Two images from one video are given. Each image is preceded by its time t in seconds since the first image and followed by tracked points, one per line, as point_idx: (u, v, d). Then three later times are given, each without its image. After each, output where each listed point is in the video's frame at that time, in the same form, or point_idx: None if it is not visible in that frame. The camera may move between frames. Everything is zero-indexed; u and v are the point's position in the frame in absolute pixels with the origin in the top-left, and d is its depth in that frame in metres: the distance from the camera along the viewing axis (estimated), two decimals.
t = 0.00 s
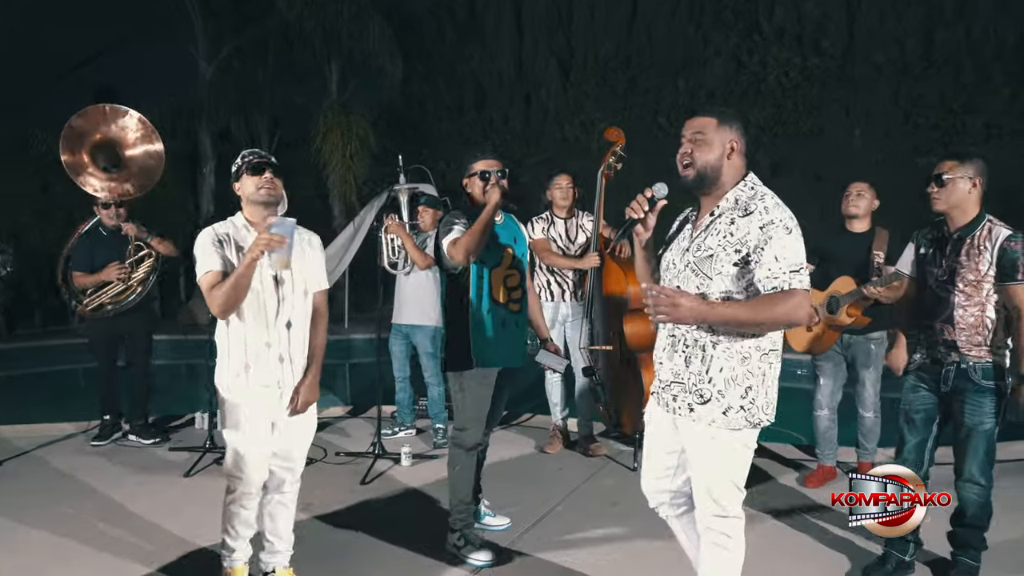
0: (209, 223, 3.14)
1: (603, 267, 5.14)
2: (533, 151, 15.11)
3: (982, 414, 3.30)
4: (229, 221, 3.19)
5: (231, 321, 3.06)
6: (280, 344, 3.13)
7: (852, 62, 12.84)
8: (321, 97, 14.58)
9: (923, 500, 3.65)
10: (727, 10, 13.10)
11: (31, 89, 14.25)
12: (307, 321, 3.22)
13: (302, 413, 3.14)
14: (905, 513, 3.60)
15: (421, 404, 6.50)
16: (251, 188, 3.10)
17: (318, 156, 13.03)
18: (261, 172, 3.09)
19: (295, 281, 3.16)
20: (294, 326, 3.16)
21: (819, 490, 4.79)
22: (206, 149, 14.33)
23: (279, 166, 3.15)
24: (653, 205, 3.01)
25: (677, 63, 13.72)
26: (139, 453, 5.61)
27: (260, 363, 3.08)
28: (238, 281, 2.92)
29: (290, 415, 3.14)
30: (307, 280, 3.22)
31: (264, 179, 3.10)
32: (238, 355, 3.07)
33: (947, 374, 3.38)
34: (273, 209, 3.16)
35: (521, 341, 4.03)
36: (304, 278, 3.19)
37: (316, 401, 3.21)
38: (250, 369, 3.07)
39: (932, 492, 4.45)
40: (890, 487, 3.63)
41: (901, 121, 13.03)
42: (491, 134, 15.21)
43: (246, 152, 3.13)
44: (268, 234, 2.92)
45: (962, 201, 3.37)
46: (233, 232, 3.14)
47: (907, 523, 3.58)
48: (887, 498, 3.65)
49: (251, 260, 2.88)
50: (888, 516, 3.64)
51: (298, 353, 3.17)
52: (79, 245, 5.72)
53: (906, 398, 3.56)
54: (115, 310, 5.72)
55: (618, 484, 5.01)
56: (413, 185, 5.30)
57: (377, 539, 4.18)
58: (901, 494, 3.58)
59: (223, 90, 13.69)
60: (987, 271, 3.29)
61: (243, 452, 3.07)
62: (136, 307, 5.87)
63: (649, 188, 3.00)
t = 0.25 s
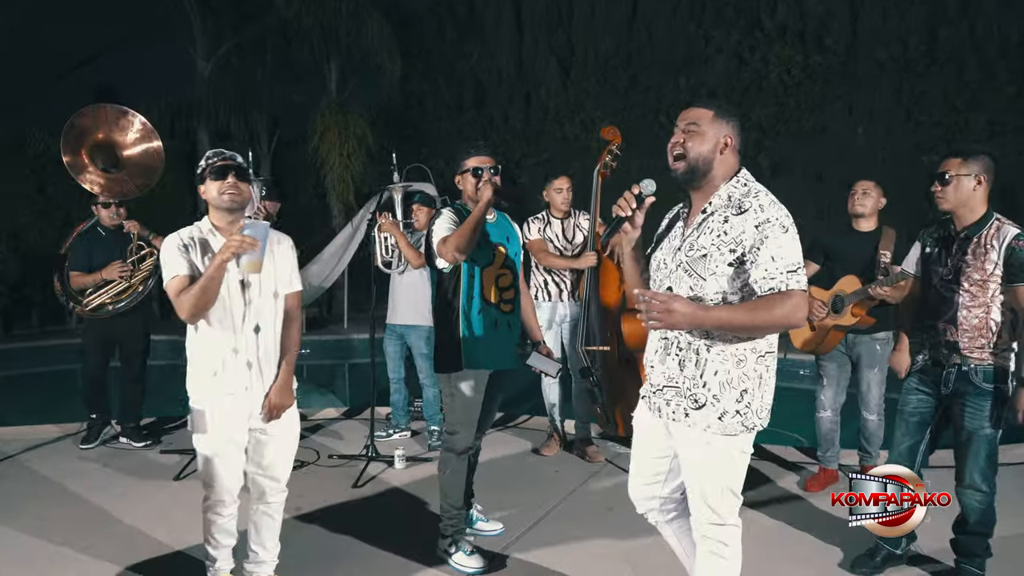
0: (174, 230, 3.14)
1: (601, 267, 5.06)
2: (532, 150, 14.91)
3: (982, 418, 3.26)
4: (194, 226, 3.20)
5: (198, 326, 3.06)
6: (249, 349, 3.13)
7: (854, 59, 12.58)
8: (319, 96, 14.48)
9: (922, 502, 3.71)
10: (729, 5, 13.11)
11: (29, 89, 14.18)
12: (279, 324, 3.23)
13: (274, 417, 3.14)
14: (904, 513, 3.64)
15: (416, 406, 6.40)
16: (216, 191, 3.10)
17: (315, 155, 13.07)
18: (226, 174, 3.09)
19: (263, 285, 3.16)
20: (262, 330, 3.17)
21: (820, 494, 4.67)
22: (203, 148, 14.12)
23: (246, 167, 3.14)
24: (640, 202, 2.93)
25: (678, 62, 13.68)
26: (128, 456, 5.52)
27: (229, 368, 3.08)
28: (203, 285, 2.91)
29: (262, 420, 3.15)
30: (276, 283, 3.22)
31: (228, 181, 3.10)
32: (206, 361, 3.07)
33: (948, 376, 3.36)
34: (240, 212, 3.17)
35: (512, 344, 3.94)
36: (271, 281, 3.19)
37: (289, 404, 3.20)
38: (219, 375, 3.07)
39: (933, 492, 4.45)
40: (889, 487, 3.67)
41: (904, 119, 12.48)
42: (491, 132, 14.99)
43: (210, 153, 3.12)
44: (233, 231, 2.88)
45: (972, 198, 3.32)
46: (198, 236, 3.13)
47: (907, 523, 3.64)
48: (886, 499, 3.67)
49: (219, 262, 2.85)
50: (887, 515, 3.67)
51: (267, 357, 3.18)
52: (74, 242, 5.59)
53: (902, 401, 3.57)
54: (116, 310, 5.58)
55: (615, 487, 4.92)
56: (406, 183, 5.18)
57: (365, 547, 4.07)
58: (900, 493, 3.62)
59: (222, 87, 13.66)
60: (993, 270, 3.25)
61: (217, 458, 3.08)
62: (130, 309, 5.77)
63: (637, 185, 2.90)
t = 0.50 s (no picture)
0: (147, 226, 3.27)
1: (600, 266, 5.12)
2: (536, 149, 15.12)
3: (972, 420, 3.28)
4: (166, 223, 3.33)
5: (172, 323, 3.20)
6: (222, 346, 3.25)
7: (860, 56, 12.47)
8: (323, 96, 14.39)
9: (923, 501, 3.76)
10: (734, 3, 12.65)
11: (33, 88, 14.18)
12: (253, 319, 3.37)
13: (251, 413, 3.26)
14: (904, 513, 3.69)
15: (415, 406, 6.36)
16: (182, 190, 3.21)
17: (318, 154, 13.12)
18: (192, 171, 3.18)
19: (236, 281, 3.29)
20: (236, 326, 3.30)
21: (821, 496, 4.62)
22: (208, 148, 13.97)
23: (213, 161, 3.24)
24: (629, 199, 2.87)
25: (682, 60, 13.56)
26: (123, 458, 5.47)
27: (203, 365, 3.19)
28: (172, 280, 3.04)
29: (239, 417, 3.26)
30: (250, 279, 3.35)
31: (196, 178, 3.19)
32: (182, 358, 3.19)
33: (937, 376, 3.44)
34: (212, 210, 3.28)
35: (505, 344, 3.89)
36: (244, 277, 3.32)
37: (266, 400, 3.32)
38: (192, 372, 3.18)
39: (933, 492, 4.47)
40: (889, 487, 3.71)
41: (909, 116, 13.18)
42: (494, 131, 15.17)
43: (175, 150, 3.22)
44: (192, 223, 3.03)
45: (966, 194, 3.40)
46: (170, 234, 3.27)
47: (906, 523, 3.68)
48: (886, 499, 3.75)
49: (184, 254, 3.00)
50: (887, 515, 3.72)
51: (242, 352, 3.31)
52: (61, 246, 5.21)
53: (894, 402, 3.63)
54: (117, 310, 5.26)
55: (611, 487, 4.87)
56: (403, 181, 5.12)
57: (356, 548, 4.01)
58: (901, 494, 3.67)
59: (226, 88, 13.79)
60: (979, 266, 3.31)
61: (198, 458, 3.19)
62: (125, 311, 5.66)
63: (626, 182, 2.86)
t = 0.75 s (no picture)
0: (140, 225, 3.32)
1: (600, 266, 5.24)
2: (544, 148, 14.70)
3: (948, 415, 3.34)
4: (158, 222, 3.38)
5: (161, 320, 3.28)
6: (210, 342, 3.30)
7: (868, 55, 12.31)
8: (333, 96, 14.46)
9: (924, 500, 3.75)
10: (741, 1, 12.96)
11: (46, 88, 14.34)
12: (243, 316, 3.41)
13: (239, 409, 3.30)
14: (904, 513, 3.67)
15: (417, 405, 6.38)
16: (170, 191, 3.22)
17: (325, 154, 13.20)
18: (179, 172, 3.19)
19: (225, 279, 3.33)
20: (224, 324, 3.35)
21: (821, 496, 4.61)
22: (217, 148, 13.83)
23: (199, 160, 3.24)
24: (617, 196, 2.89)
25: (689, 59, 13.51)
26: (125, 456, 5.52)
27: (191, 361, 3.26)
28: (158, 278, 3.10)
29: (228, 413, 3.33)
30: (240, 277, 3.39)
31: (185, 179, 3.19)
32: (171, 355, 3.26)
33: (912, 374, 3.54)
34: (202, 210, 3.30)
35: (502, 343, 3.91)
36: (233, 275, 3.36)
37: (255, 395, 3.37)
38: (180, 368, 3.25)
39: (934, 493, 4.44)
40: (889, 487, 3.66)
41: (920, 116, 12.02)
42: (503, 132, 14.98)
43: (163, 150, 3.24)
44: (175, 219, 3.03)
45: (942, 193, 3.46)
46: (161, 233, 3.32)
47: (906, 522, 3.66)
48: (886, 499, 3.68)
49: (168, 254, 3.03)
50: (887, 515, 3.67)
51: (230, 349, 3.35)
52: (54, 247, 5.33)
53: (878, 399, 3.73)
54: (111, 309, 5.41)
55: (610, 485, 4.86)
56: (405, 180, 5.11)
57: (356, 542, 4.03)
58: (901, 494, 3.63)
59: (235, 88, 13.82)
60: (949, 262, 3.38)
61: (190, 450, 3.28)
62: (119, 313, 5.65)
63: (615, 180, 2.86)
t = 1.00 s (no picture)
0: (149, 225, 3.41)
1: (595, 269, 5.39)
2: (553, 150, 14.88)
3: (923, 412, 3.46)
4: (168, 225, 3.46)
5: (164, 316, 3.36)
6: (212, 338, 3.36)
7: (876, 54, 12.16)
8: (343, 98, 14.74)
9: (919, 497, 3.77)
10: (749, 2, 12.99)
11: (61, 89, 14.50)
12: (245, 317, 3.48)
13: (237, 409, 3.39)
14: (904, 513, 3.70)
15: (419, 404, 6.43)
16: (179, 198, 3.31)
17: (334, 155, 13.34)
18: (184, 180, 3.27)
19: (226, 279, 3.40)
20: (226, 322, 3.41)
21: (817, 496, 4.62)
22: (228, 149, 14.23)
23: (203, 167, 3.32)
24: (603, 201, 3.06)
25: (697, 60, 13.47)
26: (132, 452, 5.60)
27: (194, 357, 3.33)
28: (162, 278, 3.18)
29: (227, 410, 3.40)
30: (241, 277, 3.45)
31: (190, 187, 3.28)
32: (173, 350, 3.32)
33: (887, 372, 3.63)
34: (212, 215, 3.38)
35: (499, 340, 3.96)
36: (235, 277, 3.43)
37: (254, 395, 3.46)
38: (183, 364, 3.32)
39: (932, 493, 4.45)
40: (889, 487, 3.71)
41: (927, 115, 11.90)
42: (511, 133, 15.06)
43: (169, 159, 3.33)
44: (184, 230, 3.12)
45: (913, 197, 3.59)
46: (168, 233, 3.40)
47: (906, 522, 3.70)
48: (886, 499, 3.70)
49: (175, 259, 3.11)
50: (887, 516, 3.70)
51: (232, 348, 3.41)
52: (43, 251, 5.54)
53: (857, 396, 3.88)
54: (98, 313, 5.66)
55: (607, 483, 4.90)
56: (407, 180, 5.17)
57: (355, 536, 4.07)
58: (901, 494, 3.67)
59: (246, 89, 14.03)
60: (918, 262, 3.53)
61: (190, 444, 3.34)
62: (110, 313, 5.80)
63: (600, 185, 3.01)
